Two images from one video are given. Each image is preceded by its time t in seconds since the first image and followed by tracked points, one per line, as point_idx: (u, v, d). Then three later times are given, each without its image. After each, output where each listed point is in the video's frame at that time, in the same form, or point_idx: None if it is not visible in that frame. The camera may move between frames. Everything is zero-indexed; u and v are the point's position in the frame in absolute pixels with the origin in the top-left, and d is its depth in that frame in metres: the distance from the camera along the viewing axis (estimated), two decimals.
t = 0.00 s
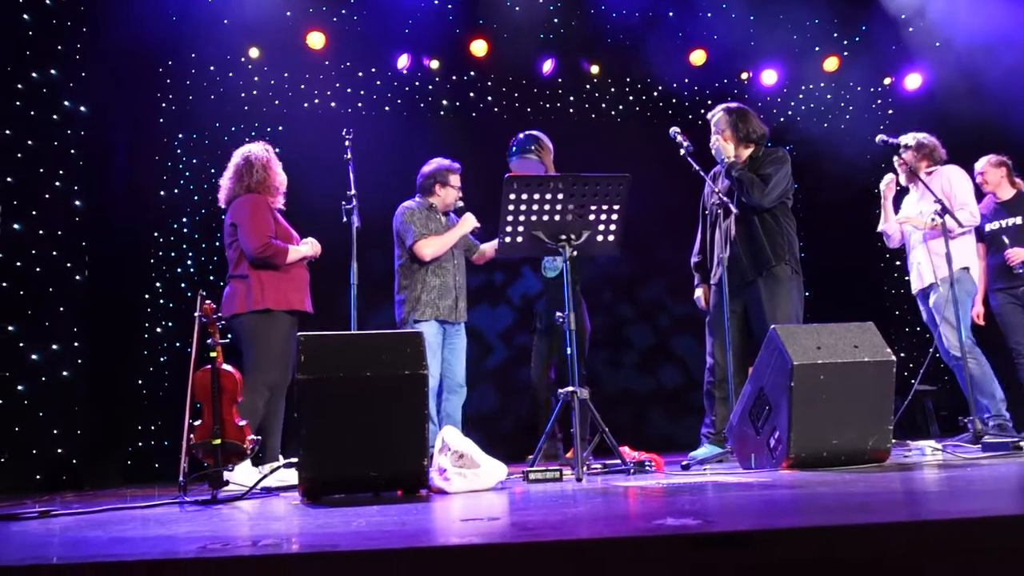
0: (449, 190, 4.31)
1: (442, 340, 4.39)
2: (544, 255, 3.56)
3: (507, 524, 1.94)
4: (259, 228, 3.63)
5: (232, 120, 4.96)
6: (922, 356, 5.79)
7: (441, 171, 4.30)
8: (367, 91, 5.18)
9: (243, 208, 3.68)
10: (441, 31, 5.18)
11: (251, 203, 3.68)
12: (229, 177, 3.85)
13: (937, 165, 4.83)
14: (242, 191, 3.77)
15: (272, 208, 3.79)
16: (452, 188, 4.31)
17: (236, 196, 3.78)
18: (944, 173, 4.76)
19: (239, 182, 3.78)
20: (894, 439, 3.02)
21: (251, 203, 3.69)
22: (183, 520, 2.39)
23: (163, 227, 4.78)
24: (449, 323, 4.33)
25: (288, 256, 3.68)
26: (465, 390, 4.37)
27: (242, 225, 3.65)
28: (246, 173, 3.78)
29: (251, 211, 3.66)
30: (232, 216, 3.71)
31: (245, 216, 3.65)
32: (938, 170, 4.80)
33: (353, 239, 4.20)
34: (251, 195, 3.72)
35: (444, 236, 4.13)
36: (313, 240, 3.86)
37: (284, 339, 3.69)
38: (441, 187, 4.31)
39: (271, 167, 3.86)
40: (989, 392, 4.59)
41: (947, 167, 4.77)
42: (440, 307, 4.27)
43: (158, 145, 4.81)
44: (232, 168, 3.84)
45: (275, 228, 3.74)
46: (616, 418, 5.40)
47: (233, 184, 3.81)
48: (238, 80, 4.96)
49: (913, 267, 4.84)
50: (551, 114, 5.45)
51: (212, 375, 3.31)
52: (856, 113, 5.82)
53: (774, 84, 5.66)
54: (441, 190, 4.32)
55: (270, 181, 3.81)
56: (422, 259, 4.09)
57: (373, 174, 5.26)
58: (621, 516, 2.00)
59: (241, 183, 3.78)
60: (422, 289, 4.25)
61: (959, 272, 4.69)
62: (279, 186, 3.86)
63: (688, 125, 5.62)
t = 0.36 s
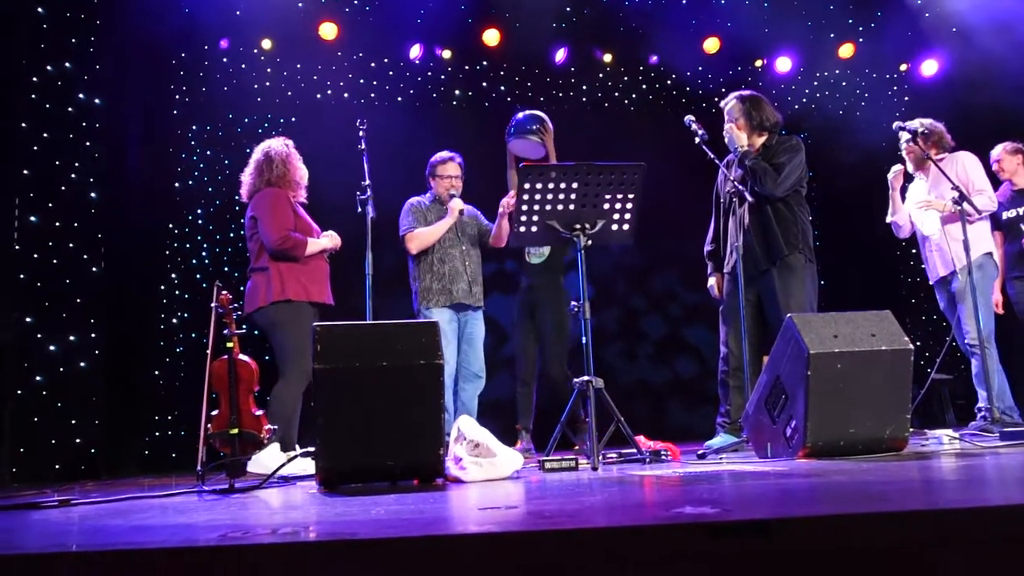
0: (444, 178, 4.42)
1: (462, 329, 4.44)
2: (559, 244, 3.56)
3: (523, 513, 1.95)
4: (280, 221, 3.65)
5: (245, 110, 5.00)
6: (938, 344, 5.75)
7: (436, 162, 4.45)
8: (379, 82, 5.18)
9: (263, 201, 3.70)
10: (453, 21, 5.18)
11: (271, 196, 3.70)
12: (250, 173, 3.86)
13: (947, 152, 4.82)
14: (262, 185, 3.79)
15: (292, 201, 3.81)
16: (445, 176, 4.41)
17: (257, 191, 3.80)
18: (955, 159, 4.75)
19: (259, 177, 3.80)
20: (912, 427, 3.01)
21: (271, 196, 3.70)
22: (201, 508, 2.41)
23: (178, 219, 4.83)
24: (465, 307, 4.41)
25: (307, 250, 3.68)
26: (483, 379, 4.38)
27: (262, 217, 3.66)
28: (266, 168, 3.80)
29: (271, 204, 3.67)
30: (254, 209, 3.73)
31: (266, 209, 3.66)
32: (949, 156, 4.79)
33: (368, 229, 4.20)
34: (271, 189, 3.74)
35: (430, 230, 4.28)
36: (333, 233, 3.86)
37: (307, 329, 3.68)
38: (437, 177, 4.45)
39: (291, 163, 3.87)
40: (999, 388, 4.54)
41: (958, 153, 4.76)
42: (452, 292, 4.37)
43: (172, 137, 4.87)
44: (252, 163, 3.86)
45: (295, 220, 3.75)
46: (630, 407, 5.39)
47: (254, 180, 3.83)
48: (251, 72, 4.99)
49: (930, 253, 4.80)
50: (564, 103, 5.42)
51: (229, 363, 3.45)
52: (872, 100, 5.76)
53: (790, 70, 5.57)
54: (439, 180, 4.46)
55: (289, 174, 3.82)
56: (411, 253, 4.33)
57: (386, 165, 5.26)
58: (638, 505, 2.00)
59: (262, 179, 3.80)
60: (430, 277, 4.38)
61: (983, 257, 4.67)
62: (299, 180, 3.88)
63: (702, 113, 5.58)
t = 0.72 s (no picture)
0: (463, 168, 4.45)
1: (480, 320, 4.44)
2: (584, 235, 3.55)
3: (552, 503, 1.95)
4: (306, 207, 3.66)
5: (267, 100, 5.01)
6: (964, 337, 5.70)
7: (453, 152, 4.45)
8: (401, 72, 5.17)
9: (290, 188, 3.71)
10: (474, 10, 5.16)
11: (298, 182, 3.72)
12: (276, 160, 3.88)
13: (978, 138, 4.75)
14: (289, 172, 3.80)
15: (318, 188, 3.82)
16: (464, 165, 4.44)
17: (283, 178, 3.81)
18: (986, 147, 4.69)
19: (285, 164, 3.81)
20: (940, 420, 2.99)
21: (297, 183, 3.72)
22: (232, 495, 2.44)
23: (201, 208, 4.86)
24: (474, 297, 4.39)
25: (334, 236, 3.70)
26: (500, 370, 4.34)
27: (290, 203, 3.68)
28: (291, 156, 3.81)
29: (298, 191, 3.69)
30: (280, 195, 3.74)
31: (293, 195, 3.68)
32: (979, 144, 4.73)
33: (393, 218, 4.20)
34: (297, 176, 3.75)
35: (447, 218, 4.26)
36: (358, 220, 3.88)
37: (332, 319, 3.71)
38: (454, 166, 4.46)
39: (316, 149, 3.88)
40: None
41: (990, 141, 4.70)
42: (462, 281, 4.39)
43: (196, 127, 4.88)
44: (278, 151, 3.87)
45: (322, 207, 3.76)
46: (651, 398, 5.39)
47: (280, 168, 3.84)
48: (273, 61, 4.99)
49: (953, 244, 4.75)
50: (586, 92, 5.39)
51: (256, 352, 3.54)
52: (896, 88, 5.64)
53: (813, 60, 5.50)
54: (456, 169, 4.47)
55: (314, 161, 3.83)
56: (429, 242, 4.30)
57: (408, 154, 5.26)
58: (668, 496, 2.01)
59: (288, 165, 3.81)
60: (443, 266, 4.41)
61: (1006, 252, 4.57)
62: (324, 167, 3.89)
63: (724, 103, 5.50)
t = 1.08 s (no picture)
0: (472, 153, 4.38)
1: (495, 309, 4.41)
2: (611, 226, 3.53)
3: (578, 495, 1.95)
4: (333, 194, 3.67)
5: (293, 89, 5.02)
6: (993, 336, 5.61)
7: (461, 138, 4.39)
8: (427, 61, 5.17)
9: (316, 174, 3.73)
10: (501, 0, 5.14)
11: (324, 169, 3.72)
12: (302, 147, 3.89)
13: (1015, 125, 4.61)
14: (315, 159, 3.82)
15: (345, 175, 3.83)
16: (473, 150, 4.37)
17: (310, 164, 3.82)
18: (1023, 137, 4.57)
19: (313, 150, 3.82)
20: (970, 419, 2.95)
21: (324, 169, 3.72)
22: (259, 481, 2.46)
23: (227, 196, 4.86)
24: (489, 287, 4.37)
25: (359, 224, 3.70)
26: (518, 359, 4.34)
27: (316, 190, 3.69)
28: (316, 142, 3.82)
29: (324, 177, 3.69)
30: (307, 181, 3.76)
31: (319, 182, 3.69)
32: (1017, 132, 4.59)
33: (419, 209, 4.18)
34: (324, 162, 3.76)
35: (463, 204, 4.18)
36: (383, 208, 3.88)
37: (352, 307, 3.73)
38: (463, 152, 4.40)
39: (341, 135, 3.86)
40: None
41: None
42: (475, 272, 4.35)
43: (223, 116, 4.88)
44: (304, 137, 3.88)
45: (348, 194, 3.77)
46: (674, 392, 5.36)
47: (307, 154, 3.85)
48: (300, 50, 5.00)
49: (986, 235, 4.67)
50: (612, 84, 5.36)
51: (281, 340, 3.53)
52: (929, 85, 5.50)
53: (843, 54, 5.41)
54: (466, 155, 4.40)
55: (341, 148, 3.83)
56: (444, 227, 4.22)
57: (433, 145, 5.25)
58: (695, 490, 2.00)
59: (314, 152, 3.83)
60: (455, 255, 4.36)
61: None
62: (352, 154, 3.88)
63: (754, 96, 5.40)
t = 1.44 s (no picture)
0: (491, 140, 4.39)
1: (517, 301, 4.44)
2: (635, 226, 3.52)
3: (603, 497, 1.95)
4: (353, 189, 3.68)
5: (317, 84, 5.04)
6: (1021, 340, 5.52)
7: (477, 129, 4.41)
8: (451, 57, 5.16)
9: (336, 169, 3.74)
10: None
11: (344, 164, 3.74)
12: (322, 143, 3.91)
13: None
14: (335, 155, 3.83)
15: (366, 171, 3.84)
16: (491, 138, 4.38)
17: (331, 160, 3.84)
18: None
19: (332, 146, 3.84)
20: (997, 424, 2.92)
21: (345, 165, 3.74)
22: (284, 476, 2.49)
23: (252, 190, 4.96)
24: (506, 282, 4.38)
25: (380, 219, 3.72)
26: (533, 353, 4.33)
27: (336, 185, 3.70)
28: (335, 138, 3.84)
29: (343, 172, 3.71)
30: (328, 176, 3.77)
31: (338, 177, 3.70)
32: None
33: (445, 206, 4.17)
34: (344, 158, 3.77)
35: (486, 192, 4.21)
36: (405, 204, 3.89)
37: (373, 303, 3.75)
38: (480, 141, 4.41)
39: (361, 131, 3.86)
40: None
41: None
42: (492, 267, 4.36)
43: (248, 109, 4.99)
44: (324, 133, 3.91)
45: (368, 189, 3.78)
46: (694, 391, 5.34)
47: (327, 150, 3.87)
48: (325, 45, 5.05)
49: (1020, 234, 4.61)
50: (636, 82, 5.35)
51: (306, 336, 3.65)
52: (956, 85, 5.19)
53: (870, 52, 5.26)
54: (484, 144, 4.41)
55: (361, 143, 3.84)
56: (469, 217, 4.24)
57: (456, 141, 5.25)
58: (720, 494, 1.99)
59: (333, 147, 3.85)
60: (475, 251, 4.37)
61: None
62: (371, 150, 3.89)
63: (779, 94, 5.32)
